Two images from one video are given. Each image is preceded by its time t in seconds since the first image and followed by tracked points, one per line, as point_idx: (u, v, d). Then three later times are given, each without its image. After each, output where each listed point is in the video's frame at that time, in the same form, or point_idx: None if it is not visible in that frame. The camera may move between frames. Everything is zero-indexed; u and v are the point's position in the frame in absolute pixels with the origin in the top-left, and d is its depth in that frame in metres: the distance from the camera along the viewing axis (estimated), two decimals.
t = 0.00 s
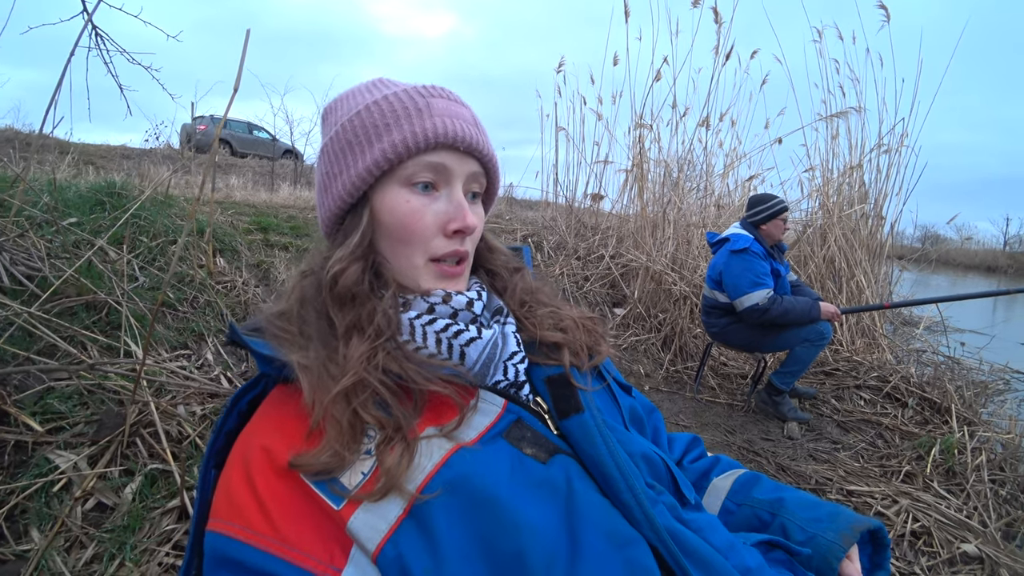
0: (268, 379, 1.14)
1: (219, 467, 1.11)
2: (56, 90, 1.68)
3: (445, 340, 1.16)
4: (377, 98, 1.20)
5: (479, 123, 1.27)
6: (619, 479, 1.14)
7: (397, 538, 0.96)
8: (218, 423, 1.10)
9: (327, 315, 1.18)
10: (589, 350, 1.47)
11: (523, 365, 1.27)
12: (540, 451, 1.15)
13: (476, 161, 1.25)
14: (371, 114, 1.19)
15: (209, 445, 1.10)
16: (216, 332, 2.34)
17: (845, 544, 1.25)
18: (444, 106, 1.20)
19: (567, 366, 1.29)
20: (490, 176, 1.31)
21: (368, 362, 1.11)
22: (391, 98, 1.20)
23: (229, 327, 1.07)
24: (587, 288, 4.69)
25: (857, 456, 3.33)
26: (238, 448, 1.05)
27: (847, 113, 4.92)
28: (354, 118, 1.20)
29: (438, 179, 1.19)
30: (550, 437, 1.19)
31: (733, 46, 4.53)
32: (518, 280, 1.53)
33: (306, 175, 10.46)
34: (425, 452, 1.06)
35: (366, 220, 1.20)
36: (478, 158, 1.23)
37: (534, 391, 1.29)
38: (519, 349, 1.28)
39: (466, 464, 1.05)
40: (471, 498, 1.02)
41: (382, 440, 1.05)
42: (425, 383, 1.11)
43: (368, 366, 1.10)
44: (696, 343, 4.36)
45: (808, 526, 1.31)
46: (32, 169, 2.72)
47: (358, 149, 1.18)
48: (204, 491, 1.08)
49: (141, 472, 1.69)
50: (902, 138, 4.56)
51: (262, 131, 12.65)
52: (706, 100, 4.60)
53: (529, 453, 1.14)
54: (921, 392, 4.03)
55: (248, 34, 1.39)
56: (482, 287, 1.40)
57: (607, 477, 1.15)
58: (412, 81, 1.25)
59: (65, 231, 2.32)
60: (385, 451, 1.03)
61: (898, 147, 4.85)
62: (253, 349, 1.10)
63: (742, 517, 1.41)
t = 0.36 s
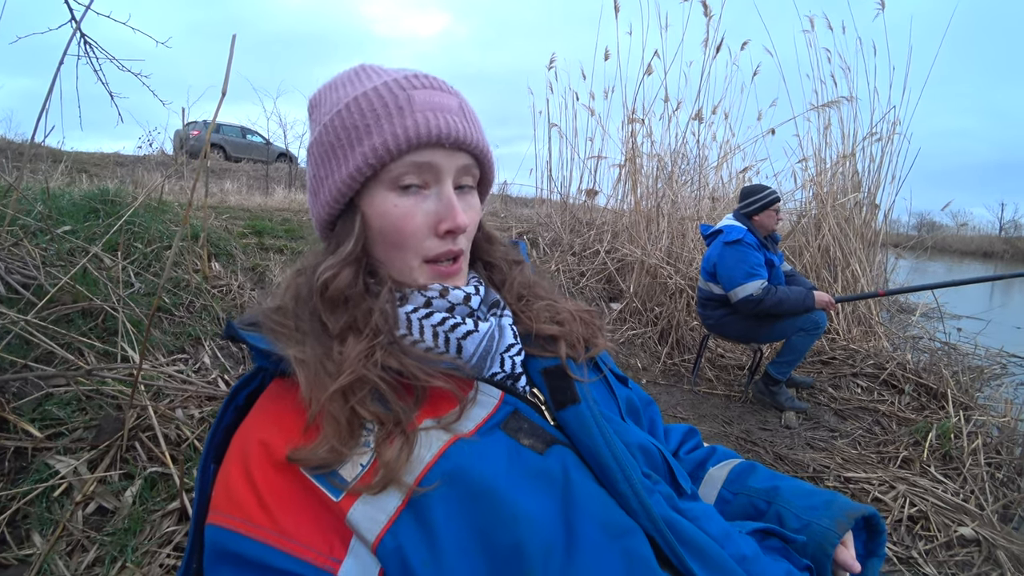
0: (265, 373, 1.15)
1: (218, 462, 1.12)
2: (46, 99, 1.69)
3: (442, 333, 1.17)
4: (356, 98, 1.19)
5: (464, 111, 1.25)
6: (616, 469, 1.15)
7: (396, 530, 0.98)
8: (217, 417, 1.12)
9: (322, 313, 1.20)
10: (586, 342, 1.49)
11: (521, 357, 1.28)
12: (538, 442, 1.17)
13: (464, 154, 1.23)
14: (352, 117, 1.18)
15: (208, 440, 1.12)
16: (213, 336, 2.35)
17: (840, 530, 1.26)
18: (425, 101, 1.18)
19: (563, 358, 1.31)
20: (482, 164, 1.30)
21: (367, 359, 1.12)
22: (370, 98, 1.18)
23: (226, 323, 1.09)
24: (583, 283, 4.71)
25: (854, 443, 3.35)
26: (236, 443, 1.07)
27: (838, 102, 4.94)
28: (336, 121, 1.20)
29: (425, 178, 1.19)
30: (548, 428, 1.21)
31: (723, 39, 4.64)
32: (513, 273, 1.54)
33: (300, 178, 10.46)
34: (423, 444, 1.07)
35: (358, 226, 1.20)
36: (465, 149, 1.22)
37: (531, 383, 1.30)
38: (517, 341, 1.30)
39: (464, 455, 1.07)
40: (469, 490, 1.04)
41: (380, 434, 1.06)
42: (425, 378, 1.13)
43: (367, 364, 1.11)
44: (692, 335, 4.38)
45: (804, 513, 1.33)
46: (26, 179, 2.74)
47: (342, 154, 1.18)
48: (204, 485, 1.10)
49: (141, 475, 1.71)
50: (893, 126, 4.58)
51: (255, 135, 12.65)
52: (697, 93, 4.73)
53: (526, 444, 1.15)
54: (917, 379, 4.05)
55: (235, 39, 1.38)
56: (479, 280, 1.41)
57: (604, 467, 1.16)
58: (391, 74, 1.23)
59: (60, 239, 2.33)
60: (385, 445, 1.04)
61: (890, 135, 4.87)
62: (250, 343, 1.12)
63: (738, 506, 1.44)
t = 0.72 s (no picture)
0: (267, 369, 1.17)
1: (219, 457, 1.13)
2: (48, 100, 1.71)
3: (444, 331, 1.19)
4: (334, 103, 1.20)
5: (446, 105, 1.24)
6: (616, 466, 1.16)
7: (399, 525, 0.99)
8: (219, 413, 1.13)
9: (324, 312, 1.21)
10: (586, 339, 1.51)
11: (521, 354, 1.28)
12: (539, 438, 1.18)
13: (448, 149, 1.23)
14: (332, 123, 1.19)
15: (210, 435, 1.12)
16: (212, 336, 2.36)
17: (837, 527, 1.27)
18: (402, 100, 1.18)
19: (564, 356, 1.32)
20: (467, 154, 1.30)
21: (372, 360, 1.13)
22: (348, 103, 1.19)
23: (229, 319, 1.09)
24: (581, 285, 4.73)
25: (850, 444, 3.36)
26: (238, 439, 1.07)
27: (834, 106, 4.98)
28: (316, 128, 1.21)
29: (408, 179, 1.19)
30: (549, 425, 1.22)
31: (720, 43, 4.74)
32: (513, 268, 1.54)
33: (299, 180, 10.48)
34: (426, 441, 1.09)
35: (348, 233, 1.22)
36: (446, 144, 1.22)
37: (532, 380, 1.31)
38: (518, 339, 1.31)
39: (466, 452, 1.08)
40: (471, 486, 1.05)
41: (384, 431, 1.08)
42: (431, 375, 1.15)
43: (373, 364, 1.12)
44: (690, 337, 4.40)
45: (801, 510, 1.34)
46: (26, 180, 2.75)
47: (326, 161, 1.19)
48: (206, 481, 1.11)
49: (141, 474, 1.72)
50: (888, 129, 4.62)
51: (254, 138, 12.67)
52: (695, 96, 4.81)
53: (527, 440, 1.17)
54: (913, 380, 4.07)
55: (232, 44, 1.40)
56: (479, 277, 1.43)
57: (604, 464, 1.17)
58: (366, 73, 1.23)
59: (60, 239, 2.34)
60: (390, 443, 1.06)
61: (885, 138, 4.91)
62: (253, 341, 1.13)
63: (736, 503, 1.45)
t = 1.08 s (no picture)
0: (261, 377, 1.15)
1: (213, 465, 1.12)
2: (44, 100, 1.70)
3: (437, 338, 1.17)
4: (353, 104, 1.18)
5: (461, 123, 1.24)
6: (611, 473, 1.15)
7: (391, 533, 0.98)
8: (212, 421, 1.12)
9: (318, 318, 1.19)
10: (581, 345, 1.49)
11: (516, 360, 1.28)
12: (533, 445, 1.17)
13: (459, 166, 1.23)
14: (347, 125, 1.18)
15: (203, 443, 1.11)
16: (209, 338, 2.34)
17: (836, 533, 1.26)
18: (421, 113, 1.18)
19: (559, 361, 1.31)
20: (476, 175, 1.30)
21: (364, 366, 1.12)
22: (367, 107, 1.18)
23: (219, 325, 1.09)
24: (580, 287, 4.71)
25: (851, 447, 3.35)
26: (231, 447, 1.06)
27: (833, 108, 4.98)
28: (330, 127, 1.19)
29: (418, 190, 1.19)
30: (543, 432, 1.21)
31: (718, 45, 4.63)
32: (509, 278, 1.54)
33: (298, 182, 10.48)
34: (419, 448, 1.07)
35: (349, 236, 1.20)
36: (459, 162, 1.22)
37: (526, 386, 1.31)
38: (512, 343, 1.30)
39: (459, 459, 1.07)
40: (464, 493, 1.04)
41: (377, 438, 1.06)
42: (422, 382, 1.13)
43: (365, 370, 1.11)
44: (689, 340, 4.39)
45: (799, 515, 1.33)
46: (22, 181, 2.73)
47: (336, 163, 1.18)
48: (198, 489, 1.09)
49: (136, 479, 1.70)
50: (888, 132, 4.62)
51: (253, 139, 12.65)
52: (694, 99, 4.67)
53: (522, 447, 1.15)
54: (913, 383, 4.06)
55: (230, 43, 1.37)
56: (474, 284, 1.41)
57: (599, 470, 1.16)
58: (387, 81, 1.22)
59: (56, 241, 2.32)
60: (382, 449, 1.04)
61: (884, 141, 4.90)
62: (245, 347, 1.11)
63: (734, 508, 1.43)
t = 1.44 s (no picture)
0: (278, 380, 1.13)
1: (231, 468, 1.09)
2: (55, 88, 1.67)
3: (455, 341, 1.15)
4: (384, 111, 1.17)
5: (488, 138, 1.24)
6: (626, 471, 1.13)
7: (412, 531, 0.96)
8: (230, 423, 1.09)
9: (336, 322, 1.17)
10: (593, 347, 1.47)
11: (531, 363, 1.27)
12: (549, 445, 1.14)
13: (484, 179, 1.22)
14: (377, 131, 1.16)
15: (221, 446, 1.08)
16: (215, 334, 2.31)
17: (846, 531, 1.24)
18: (453, 125, 1.17)
19: (572, 363, 1.28)
20: (496, 189, 1.30)
21: (384, 369, 1.09)
22: (398, 114, 1.16)
23: (242, 327, 1.05)
24: (584, 289, 4.69)
25: (854, 454, 3.34)
26: (250, 448, 1.04)
27: (839, 116, 4.98)
28: (359, 132, 1.17)
29: (444, 199, 1.17)
30: (558, 432, 1.18)
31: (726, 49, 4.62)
32: (520, 281, 1.52)
33: (299, 178, 10.46)
34: (439, 447, 1.05)
35: (374, 241, 1.17)
36: (486, 175, 1.21)
37: (540, 388, 1.28)
38: (526, 348, 1.28)
39: (478, 459, 1.04)
40: (482, 492, 1.02)
41: (397, 438, 1.03)
42: (441, 384, 1.11)
43: (386, 372, 1.08)
44: (692, 344, 4.37)
45: (809, 514, 1.31)
46: (27, 170, 2.70)
47: (363, 168, 1.15)
48: (217, 490, 1.07)
49: (141, 475, 1.67)
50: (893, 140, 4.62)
51: (255, 134, 12.61)
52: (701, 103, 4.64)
53: (538, 447, 1.13)
54: (915, 392, 4.06)
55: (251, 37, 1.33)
56: (487, 289, 1.39)
57: (614, 470, 1.14)
58: (419, 92, 1.21)
59: (62, 231, 2.29)
60: (402, 448, 1.02)
61: (889, 149, 4.91)
62: (266, 349, 1.09)
63: (745, 509, 1.41)
